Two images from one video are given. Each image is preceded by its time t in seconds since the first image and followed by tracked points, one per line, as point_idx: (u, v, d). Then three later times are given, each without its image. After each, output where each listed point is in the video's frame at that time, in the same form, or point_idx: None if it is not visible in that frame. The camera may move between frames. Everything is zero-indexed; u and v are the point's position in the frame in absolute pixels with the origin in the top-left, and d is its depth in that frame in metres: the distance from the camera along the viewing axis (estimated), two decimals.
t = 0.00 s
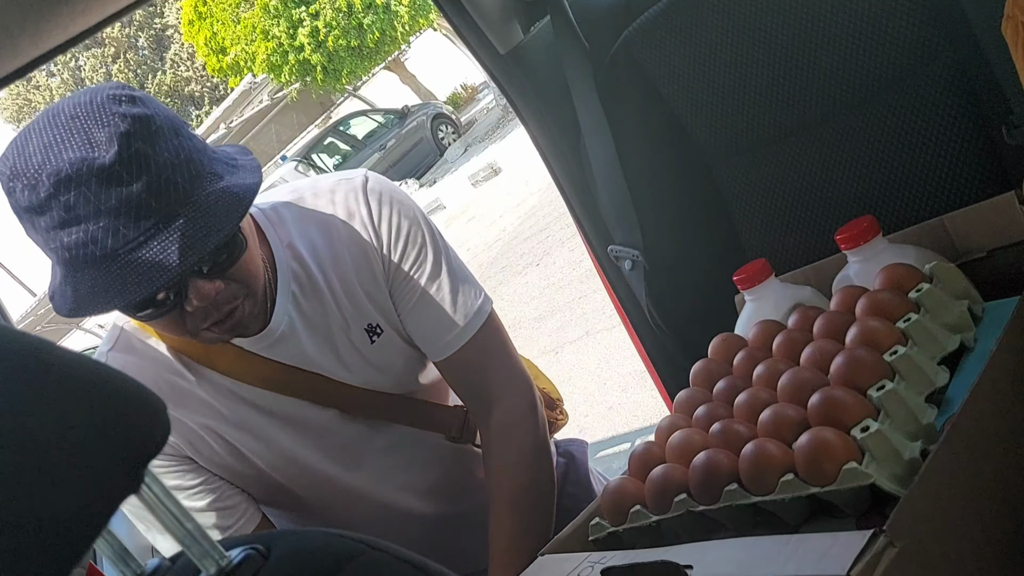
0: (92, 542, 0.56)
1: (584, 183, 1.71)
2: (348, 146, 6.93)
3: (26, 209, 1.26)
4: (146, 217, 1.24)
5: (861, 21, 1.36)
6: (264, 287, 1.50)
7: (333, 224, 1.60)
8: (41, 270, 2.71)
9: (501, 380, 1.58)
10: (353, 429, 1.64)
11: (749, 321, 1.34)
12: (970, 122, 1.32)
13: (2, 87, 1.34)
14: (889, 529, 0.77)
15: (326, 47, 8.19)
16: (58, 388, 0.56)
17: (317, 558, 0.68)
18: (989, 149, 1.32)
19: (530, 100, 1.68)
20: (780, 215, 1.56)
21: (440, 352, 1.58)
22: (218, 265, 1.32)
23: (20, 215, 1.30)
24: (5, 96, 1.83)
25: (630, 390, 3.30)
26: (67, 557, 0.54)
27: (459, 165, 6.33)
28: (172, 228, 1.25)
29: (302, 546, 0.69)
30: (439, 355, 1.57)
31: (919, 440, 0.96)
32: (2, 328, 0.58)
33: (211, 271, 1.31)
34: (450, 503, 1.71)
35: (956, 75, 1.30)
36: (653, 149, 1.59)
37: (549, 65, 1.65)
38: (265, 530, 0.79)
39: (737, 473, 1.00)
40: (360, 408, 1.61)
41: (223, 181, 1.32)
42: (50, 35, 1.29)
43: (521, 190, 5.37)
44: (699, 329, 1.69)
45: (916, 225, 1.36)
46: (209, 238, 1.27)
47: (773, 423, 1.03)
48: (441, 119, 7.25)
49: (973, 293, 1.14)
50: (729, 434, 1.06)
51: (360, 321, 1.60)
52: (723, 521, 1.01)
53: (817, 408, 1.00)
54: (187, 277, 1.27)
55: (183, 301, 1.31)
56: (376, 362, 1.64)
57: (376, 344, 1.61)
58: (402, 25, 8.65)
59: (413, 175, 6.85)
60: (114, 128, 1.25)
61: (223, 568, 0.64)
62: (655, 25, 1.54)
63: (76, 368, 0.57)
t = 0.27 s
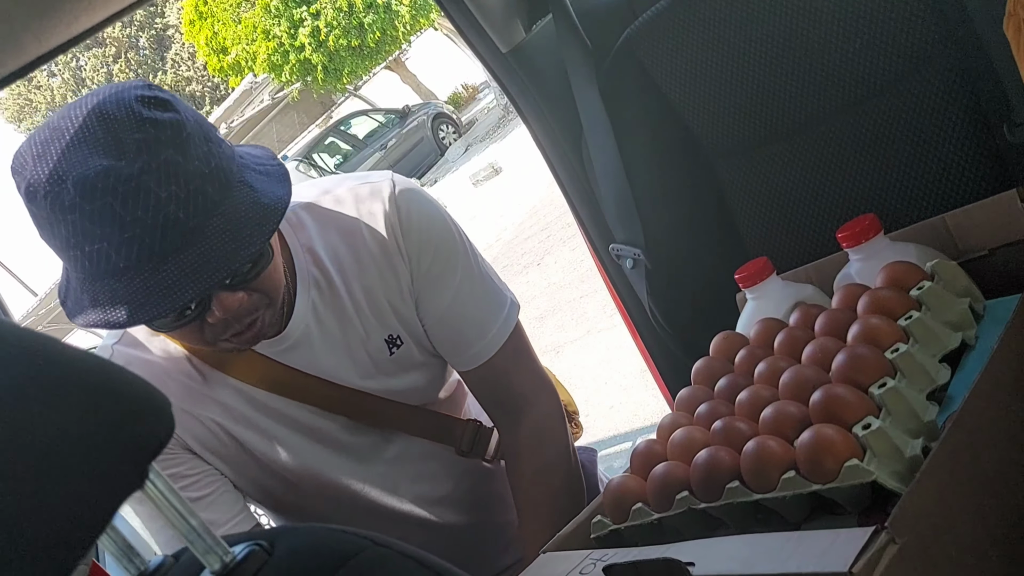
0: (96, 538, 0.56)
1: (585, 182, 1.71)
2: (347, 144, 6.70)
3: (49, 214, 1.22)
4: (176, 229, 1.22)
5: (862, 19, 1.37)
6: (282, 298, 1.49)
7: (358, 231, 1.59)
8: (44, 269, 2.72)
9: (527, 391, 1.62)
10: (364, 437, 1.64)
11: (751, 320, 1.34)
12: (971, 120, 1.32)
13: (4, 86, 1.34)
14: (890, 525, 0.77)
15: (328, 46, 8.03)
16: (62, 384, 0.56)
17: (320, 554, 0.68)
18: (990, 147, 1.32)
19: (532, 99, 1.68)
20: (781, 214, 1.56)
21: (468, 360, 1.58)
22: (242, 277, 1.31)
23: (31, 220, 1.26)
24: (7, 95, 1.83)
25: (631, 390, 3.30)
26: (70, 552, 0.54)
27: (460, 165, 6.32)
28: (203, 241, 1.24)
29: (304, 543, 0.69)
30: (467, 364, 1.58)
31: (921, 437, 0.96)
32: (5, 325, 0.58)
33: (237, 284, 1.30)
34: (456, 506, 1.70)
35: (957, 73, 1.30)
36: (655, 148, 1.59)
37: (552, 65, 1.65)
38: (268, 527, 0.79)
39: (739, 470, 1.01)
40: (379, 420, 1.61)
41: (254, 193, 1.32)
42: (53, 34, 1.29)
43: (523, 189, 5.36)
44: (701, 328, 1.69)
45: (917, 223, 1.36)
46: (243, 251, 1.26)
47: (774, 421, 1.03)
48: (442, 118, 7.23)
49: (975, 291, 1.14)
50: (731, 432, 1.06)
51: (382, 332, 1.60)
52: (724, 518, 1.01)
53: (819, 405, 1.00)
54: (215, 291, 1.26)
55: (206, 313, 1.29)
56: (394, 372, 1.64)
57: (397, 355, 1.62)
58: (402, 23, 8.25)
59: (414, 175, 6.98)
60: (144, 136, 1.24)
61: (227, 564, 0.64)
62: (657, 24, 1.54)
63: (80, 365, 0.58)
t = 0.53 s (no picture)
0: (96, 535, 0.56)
1: (586, 180, 1.71)
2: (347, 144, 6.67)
3: (71, 207, 1.23)
4: (200, 223, 1.23)
5: (863, 17, 1.36)
6: (293, 297, 1.49)
7: (368, 235, 1.59)
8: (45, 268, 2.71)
9: (535, 397, 1.64)
10: (366, 438, 1.63)
11: (752, 318, 1.34)
12: (972, 119, 1.32)
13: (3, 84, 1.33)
14: (892, 524, 0.77)
15: (328, 46, 8.04)
16: (61, 382, 0.56)
17: (321, 552, 0.68)
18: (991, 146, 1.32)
19: (533, 97, 1.67)
20: (782, 212, 1.56)
21: (482, 363, 1.61)
22: (261, 276, 1.31)
23: (50, 205, 1.26)
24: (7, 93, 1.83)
25: (632, 389, 3.30)
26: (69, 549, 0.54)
27: (460, 164, 6.31)
28: (223, 238, 1.25)
29: (304, 541, 0.69)
30: (481, 367, 1.61)
31: (923, 436, 0.95)
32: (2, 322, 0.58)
33: (255, 281, 1.30)
34: (456, 507, 1.69)
35: (959, 71, 1.30)
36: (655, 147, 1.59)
37: (552, 63, 1.64)
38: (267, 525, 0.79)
39: (740, 468, 1.00)
40: (384, 425, 1.60)
41: (273, 190, 1.33)
42: (52, 31, 1.29)
43: (522, 188, 5.36)
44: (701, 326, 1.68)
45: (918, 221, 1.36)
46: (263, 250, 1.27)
47: (776, 419, 1.03)
48: (441, 118, 7.24)
49: (977, 289, 1.14)
50: (732, 430, 1.06)
51: (391, 337, 1.60)
52: (725, 517, 1.01)
53: (820, 403, 0.99)
54: (233, 288, 1.27)
55: (223, 310, 1.29)
56: (401, 377, 1.64)
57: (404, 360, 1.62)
58: (403, 24, 8.39)
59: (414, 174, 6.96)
60: (169, 130, 1.25)
61: (227, 563, 0.65)
62: (658, 22, 1.54)
63: (79, 362, 0.57)
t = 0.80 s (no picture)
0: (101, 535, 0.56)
1: (588, 181, 1.71)
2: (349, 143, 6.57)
3: (97, 200, 1.21)
4: (229, 220, 1.24)
5: (866, 18, 1.36)
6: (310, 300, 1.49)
7: (384, 248, 1.60)
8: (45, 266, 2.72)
9: (543, 413, 1.65)
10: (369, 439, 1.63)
11: (754, 318, 1.34)
12: (974, 120, 1.32)
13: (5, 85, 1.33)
14: (895, 524, 0.77)
15: (330, 46, 8.07)
16: (66, 383, 0.56)
17: (325, 553, 0.68)
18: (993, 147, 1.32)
19: (536, 98, 1.67)
20: (784, 213, 1.56)
21: (486, 387, 1.62)
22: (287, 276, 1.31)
23: (74, 203, 1.24)
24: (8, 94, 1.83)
25: (633, 389, 3.30)
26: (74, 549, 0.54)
27: (461, 164, 6.31)
28: (251, 236, 1.25)
29: (308, 542, 0.69)
30: (488, 391, 1.62)
31: (924, 436, 0.96)
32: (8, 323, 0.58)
33: (280, 283, 1.30)
34: (459, 507, 1.70)
35: (961, 72, 1.30)
36: (658, 148, 1.59)
37: (555, 64, 1.64)
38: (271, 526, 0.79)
39: (742, 469, 1.00)
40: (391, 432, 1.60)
41: (300, 190, 1.34)
42: (54, 32, 1.29)
43: (524, 189, 5.36)
44: (703, 327, 1.69)
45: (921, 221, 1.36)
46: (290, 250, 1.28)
47: (778, 419, 1.03)
48: (443, 118, 7.25)
49: (978, 289, 1.14)
50: (734, 431, 1.06)
51: (402, 351, 1.61)
52: (727, 517, 1.01)
53: (822, 404, 1.00)
54: (260, 288, 1.27)
55: (246, 310, 1.29)
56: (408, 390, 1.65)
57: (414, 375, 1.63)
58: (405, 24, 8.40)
59: (416, 175, 6.95)
60: (200, 125, 1.25)
61: (230, 562, 0.65)
62: (660, 22, 1.54)
63: (84, 363, 0.57)
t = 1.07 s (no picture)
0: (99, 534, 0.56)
1: (587, 182, 1.71)
2: (349, 144, 6.46)
3: (93, 231, 1.18)
4: (233, 256, 1.20)
5: (865, 21, 1.36)
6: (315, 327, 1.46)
7: (390, 264, 1.55)
8: (42, 261, 2.71)
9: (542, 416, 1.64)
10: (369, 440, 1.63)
11: (754, 319, 1.33)
12: (973, 122, 1.32)
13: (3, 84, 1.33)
14: (895, 526, 0.76)
15: (330, 46, 8.08)
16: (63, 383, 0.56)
17: (323, 556, 0.67)
18: (991, 149, 1.32)
19: (535, 98, 1.67)
20: (783, 215, 1.56)
21: (489, 417, 1.56)
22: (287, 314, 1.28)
23: (72, 235, 1.22)
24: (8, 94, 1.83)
25: (632, 390, 3.30)
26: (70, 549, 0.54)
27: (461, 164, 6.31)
28: (254, 275, 1.22)
29: (306, 545, 0.69)
30: (488, 421, 1.56)
31: (925, 439, 0.95)
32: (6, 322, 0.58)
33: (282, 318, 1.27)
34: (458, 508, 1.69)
35: (960, 74, 1.30)
36: (657, 149, 1.59)
37: (554, 64, 1.64)
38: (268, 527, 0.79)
39: (742, 470, 1.00)
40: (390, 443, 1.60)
41: (303, 224, 1.31)
42: (52, 31, 1.28)
43: (523, 189, 5.36)
44: (703, 328, 1.68)
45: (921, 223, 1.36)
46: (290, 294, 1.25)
47: (778, 421, 1.02)
48: (442, 118, 7.26)
49: (979, 291, 1.14)
50: (734, 432, 1.05)
51: (406, 379, 1.59)
52: (727, 519, 1.01)
53: (822, 405, 0.99)
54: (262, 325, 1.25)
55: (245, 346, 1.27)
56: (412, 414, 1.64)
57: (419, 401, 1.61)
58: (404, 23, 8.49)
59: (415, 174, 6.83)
60: (200, 161, 1.21)
61: (228, 565, 0.64)
62: (660, 23, 1.54)
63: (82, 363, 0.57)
